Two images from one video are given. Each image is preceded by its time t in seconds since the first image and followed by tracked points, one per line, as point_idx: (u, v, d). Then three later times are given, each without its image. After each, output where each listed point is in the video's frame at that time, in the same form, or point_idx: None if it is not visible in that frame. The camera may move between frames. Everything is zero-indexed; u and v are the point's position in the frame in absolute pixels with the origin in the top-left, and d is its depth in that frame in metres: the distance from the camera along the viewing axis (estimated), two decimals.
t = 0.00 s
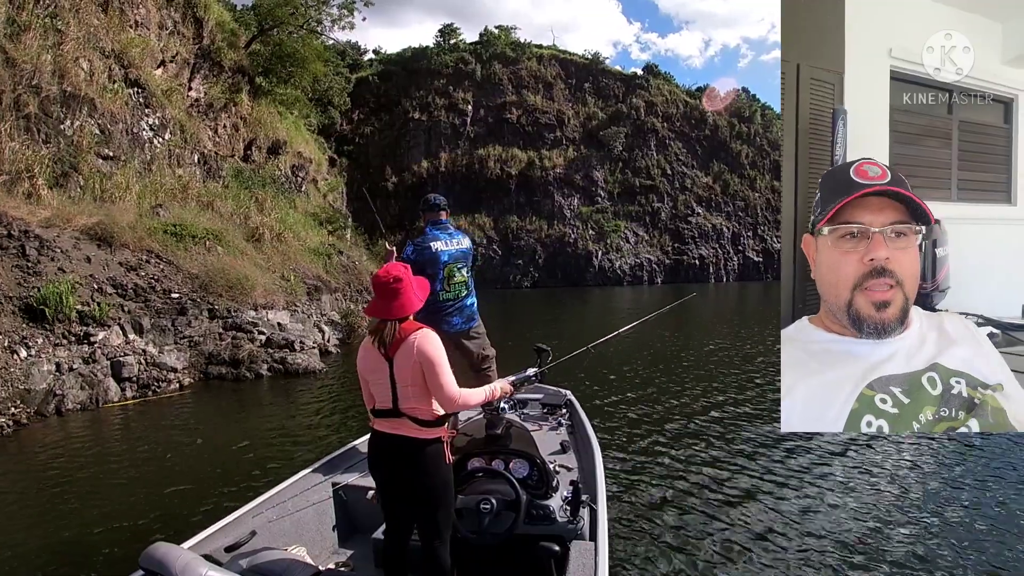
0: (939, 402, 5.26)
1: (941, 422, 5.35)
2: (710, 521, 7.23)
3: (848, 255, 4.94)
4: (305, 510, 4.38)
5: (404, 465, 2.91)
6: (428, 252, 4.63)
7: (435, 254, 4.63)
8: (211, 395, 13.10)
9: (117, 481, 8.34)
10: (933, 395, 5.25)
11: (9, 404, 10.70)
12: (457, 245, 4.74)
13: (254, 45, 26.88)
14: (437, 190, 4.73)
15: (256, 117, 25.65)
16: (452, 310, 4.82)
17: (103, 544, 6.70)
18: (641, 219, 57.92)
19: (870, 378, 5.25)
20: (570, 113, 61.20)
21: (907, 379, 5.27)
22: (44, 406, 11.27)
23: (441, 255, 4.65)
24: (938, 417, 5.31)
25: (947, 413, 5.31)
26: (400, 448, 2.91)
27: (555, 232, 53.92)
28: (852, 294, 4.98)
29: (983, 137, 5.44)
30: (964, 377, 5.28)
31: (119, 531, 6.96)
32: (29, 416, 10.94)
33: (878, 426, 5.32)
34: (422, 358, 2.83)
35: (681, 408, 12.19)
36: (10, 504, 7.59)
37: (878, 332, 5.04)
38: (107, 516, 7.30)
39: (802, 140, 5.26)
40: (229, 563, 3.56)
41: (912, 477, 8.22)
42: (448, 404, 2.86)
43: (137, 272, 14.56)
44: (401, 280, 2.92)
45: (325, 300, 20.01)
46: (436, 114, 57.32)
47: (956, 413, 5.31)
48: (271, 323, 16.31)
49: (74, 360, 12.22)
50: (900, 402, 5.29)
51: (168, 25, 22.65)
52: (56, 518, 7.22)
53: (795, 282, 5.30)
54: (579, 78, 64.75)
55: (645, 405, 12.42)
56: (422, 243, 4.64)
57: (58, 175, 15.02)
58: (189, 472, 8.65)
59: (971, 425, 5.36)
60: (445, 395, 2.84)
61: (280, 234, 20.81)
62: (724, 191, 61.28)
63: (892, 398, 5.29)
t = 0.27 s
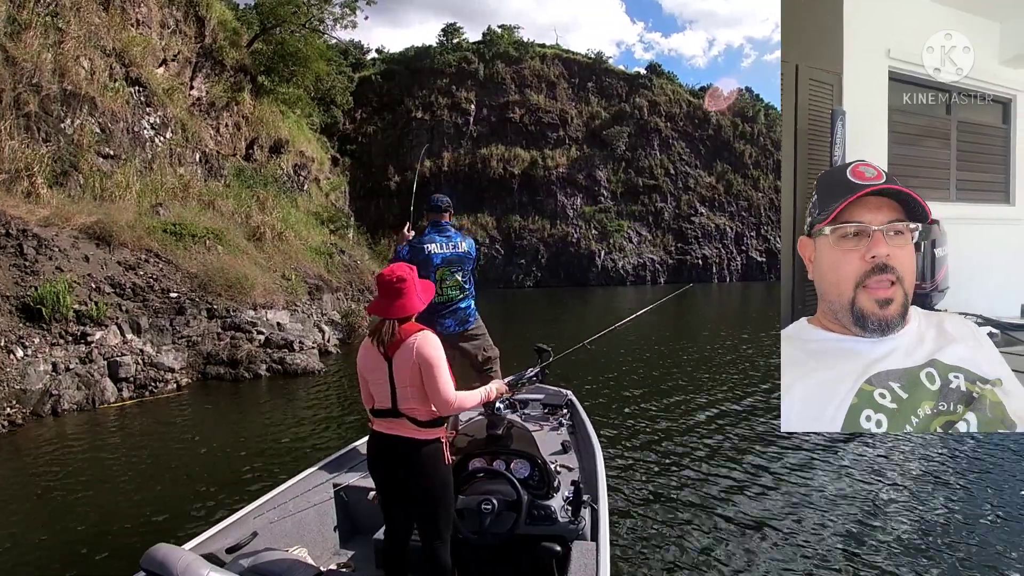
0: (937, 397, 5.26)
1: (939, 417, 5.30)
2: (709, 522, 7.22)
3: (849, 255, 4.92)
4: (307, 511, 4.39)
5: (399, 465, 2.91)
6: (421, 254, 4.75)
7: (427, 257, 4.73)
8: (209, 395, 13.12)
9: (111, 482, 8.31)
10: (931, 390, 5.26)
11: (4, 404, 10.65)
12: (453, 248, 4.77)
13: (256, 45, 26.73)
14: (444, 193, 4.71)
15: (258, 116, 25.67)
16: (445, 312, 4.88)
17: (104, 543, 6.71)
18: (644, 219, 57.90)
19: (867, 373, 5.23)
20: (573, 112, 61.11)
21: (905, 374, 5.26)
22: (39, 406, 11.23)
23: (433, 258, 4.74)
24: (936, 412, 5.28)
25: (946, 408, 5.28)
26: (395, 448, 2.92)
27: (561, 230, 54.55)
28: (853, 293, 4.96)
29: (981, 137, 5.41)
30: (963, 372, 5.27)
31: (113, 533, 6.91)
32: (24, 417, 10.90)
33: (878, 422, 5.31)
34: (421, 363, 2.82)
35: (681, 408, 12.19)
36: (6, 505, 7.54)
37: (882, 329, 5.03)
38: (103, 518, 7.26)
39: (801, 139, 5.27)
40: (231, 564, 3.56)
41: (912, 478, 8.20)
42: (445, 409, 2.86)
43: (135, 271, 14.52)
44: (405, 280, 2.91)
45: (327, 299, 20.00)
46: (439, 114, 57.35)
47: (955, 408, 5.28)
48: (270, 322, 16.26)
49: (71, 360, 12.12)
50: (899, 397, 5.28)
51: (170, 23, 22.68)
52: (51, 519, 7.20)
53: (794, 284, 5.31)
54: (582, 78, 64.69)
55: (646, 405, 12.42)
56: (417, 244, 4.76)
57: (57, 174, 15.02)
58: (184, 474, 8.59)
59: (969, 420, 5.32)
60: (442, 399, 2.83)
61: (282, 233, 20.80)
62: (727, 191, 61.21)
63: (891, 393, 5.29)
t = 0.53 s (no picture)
0: (939, 397, 5.25)
1: (941, 417, 5.29)
2: (708, 522, 7.21)
3: (850, 256, 4.92)
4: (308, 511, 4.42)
5: (389, 464, 2.93)
6: (422, 254, 4.78)
7: (426, 258, 4.76)
8: (206, 395, 13.05)
9: (106, 482, 8.28)
10: (933, 390, 5.25)
11: None
12: (453, 250, 4.78)
13: (258, 42, 26.87)
14: (448, 195, 4.75)
15: (261, 114, 25.68)
16: (445, 313, 4.90)
17: (104, 542, 6.73)
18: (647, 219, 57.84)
19: (868, 374, 5.24)
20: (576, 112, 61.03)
21: (906, 375, 5.25)
22: (34, 406, 11.22)
23: (431, 260, 4.76)
24: (938, 412, 5.27)
25: (948, 408, 5.27)
26: (386, 449, 2.93)
27: (564, 229, 54.72)
28: (855, 294, 4.97)
29: (980, 137, 5.45)
30: (963, 372, 5.27)
31: (108, 534, 6.89)
32: (19, 416, 10.89)
33: (878, 422, 5.31)
34: (412, 363, 2.81)
35: (681, 409, 12.19)
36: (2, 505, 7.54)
37: (884, 330, 5.05)
38: (99, 519, 7.24)
39: (800, 141, 5.23)
40: (231, 564, 3.56)
41: (910, 479, 8.18)
42: (434, 410, 2.82)
43: (134, 270, 14.48)
44: (403, 280, 2.96)
45: (328, 298, 19.99)
46: (441, 113, 57.39)
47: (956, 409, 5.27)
48: (270, 322, 16.13)
49: (68, 359, 12.09)
50: (900, 398, 5.28)
51: (172, 21, 22.69)
52: (47, 519, 7.21)
53: (794, 285, 5.29)
54: (585, 77, 64.61)
55: (647, 405, 12.42)
56: (418, 244, 4.80)
57: (57, 172, 15.02)
58: (178, 475, 8.55)
59: (972, 420, 5.30)
60: (432, 399, 2.80)
61: (283, 231, 20.78)
62: (730, 191, 61.07)
63: (892, 393, 5.28)
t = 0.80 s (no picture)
0: (936, 399, 5.25)
1: (939, 419, 5.30)
2: (706, 522, 7.22)
3: (851, 258, 4.90)
4: (308, 511, 4.41)
5: (381, 465, 2.94)
6: (422, 256, 4.79)
7: (426, 258, 4.76)
8: (204, 395, 13.01)
9: (102, 482, 8.27)
10: (930, 392, 5.24)
11: None
12: (453, 252, 4.78)
13: (261, 39, 26.78)
14: (452, 196, 4.83)
15: (263, 112, 25.69)
16: (443, 314, 4.89)
17: (103, 540, 6.75)
18: (650, 219, 57.76)
19: (867, 376, 5.25)
20: (579, 111, 60.93)
21: (905, 376, 5.24)
22: (29, 404, 11.16)
23: (431, 262, 4.77)
24: (935, 414, 5.27)
25: (946, 410, 5.27)
26: (378, 449, 2.94)
27: (567, 228, 54.84)
28: (855, 296, 4.96)
29: (979, 137, 5.48)
30: (962, 373, 5.28)
31: (104, 534, 6.88)
32: (14, 415, 10.84)
33: (877, 424, 5.29)
34: (402, 366, 2.80)
35: (681, 409, 12.19)
36: None
37: (885, 331, 5.06)
38: (94, 520, 7.19)
39: (800, 142, 5.19)
40: (231, 564, 3.58)
41: (909, 480, 8.17)
42: (423, 411, 2.81)
43: (132, 268, 14.43)
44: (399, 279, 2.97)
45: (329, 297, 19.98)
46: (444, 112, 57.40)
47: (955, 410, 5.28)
48: (268, 321, 16.12)
49: (63, 358, 12.11)
50: (898, 399, 5.27)
51: (174, 19, 22.70)
52: (41, 520, 7.16)
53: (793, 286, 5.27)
54: (589, 76, 64.52)
55: (647, 405, 12.43)
56: (418, 245, 4.81)
57: (56, 169, 15.02)
58: (174, 476, 8.51)
59: (970, 422, 5.31)
60: (421, 399, 2.79)
61: (283, 229, 20.75)
62: (733, 191, 60.97)
63: (890, 395, 5.27)
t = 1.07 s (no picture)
0: (932, 402, 5.22)
1: (935, 422, 5.28)
2: (704, 522, 7.22)
3: (849, 258, 4.89)
4: (308, 510, 4.39)
5: (383, 464, 2.94)
6: (422, 256, 4.81)
7: (426, 259, 4.78)
8: (198, 395, 12.95)
9: (97, 482, 8.23)
10: (925, 395, 5.23)
11: None
12: (454, 253, 4.79)
13: (263, 37, 26.79)
14: (455, 197, 4.81)
15: (264, 110, 25.70)
16: (444, 315, 4.89)
17: (102, 539, 6.78)
18: (652, 218, 57.67)
19: (863, 377, 5.25)
20: (582, 110, 60.83)
21: (901, 379, 5.24)
22: (24, 403, 11.17)
23: (431, 262, 4.79)
24: (932, 417, 5.26)
25: (941, 413, 5.24)
26: (380, 448, 2.95)
27: (569, 228, 54.95)
28: (850, 296, 4.96)
29: (978, 138, 5.46)
30: (957, 374, 5.26)
31: (101, 534, 6.87)
32: (8, 414, 10.86)
33: (873, 425, 5.31)
34: (403, 363, 2.80)
35: (681, 409, 12.19)
36: None
37: (876, 336, 5.03)
38: (90, 522, 7.13)
39: (798, 142, 5.22)
40: (231, 563, 3.59)
41: (907, 481, 8.13)
42: (422, 410, 2.81)
43: (130, 266, 14.38)
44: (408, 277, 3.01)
45: (329, 297, 19.98)
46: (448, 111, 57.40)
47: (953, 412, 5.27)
48: (266, 320, 16.08)
49: (59, 356, 12.09)
50: (894, 402, 5.27)
51: (176, 17, 22.70)
52: (35, 522, 7.11)
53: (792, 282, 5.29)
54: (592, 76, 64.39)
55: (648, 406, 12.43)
56: (419, 246, 4.82)
57: (55, 166, 15.00)
58: (169, 476, 8.47)
59: (968, 424, 5.30)
60: (420, 399, 2.79)
61: (284, 227, 20.72)
62: (736, 192, 60.86)
63: (887, 397, 5.28)
